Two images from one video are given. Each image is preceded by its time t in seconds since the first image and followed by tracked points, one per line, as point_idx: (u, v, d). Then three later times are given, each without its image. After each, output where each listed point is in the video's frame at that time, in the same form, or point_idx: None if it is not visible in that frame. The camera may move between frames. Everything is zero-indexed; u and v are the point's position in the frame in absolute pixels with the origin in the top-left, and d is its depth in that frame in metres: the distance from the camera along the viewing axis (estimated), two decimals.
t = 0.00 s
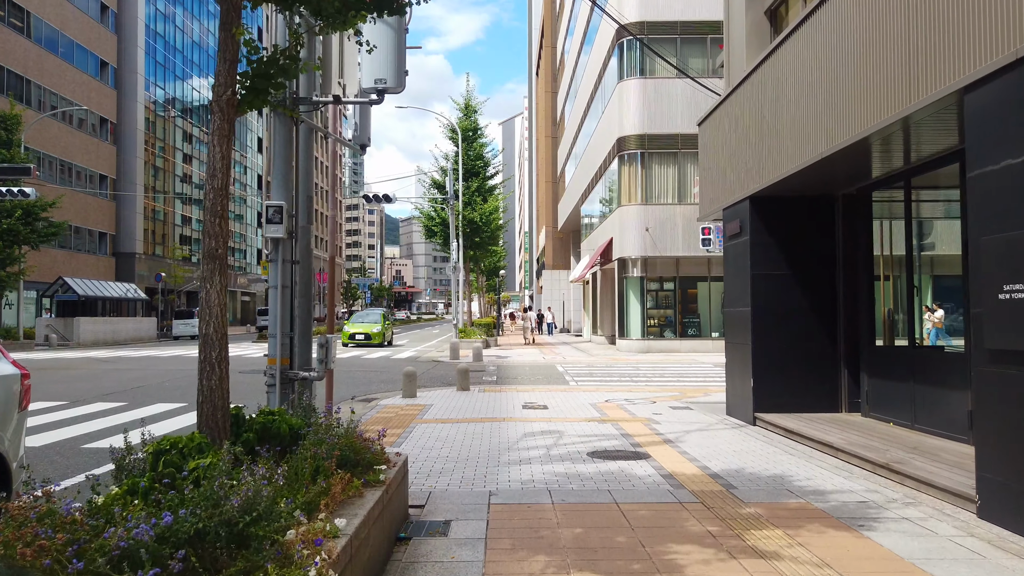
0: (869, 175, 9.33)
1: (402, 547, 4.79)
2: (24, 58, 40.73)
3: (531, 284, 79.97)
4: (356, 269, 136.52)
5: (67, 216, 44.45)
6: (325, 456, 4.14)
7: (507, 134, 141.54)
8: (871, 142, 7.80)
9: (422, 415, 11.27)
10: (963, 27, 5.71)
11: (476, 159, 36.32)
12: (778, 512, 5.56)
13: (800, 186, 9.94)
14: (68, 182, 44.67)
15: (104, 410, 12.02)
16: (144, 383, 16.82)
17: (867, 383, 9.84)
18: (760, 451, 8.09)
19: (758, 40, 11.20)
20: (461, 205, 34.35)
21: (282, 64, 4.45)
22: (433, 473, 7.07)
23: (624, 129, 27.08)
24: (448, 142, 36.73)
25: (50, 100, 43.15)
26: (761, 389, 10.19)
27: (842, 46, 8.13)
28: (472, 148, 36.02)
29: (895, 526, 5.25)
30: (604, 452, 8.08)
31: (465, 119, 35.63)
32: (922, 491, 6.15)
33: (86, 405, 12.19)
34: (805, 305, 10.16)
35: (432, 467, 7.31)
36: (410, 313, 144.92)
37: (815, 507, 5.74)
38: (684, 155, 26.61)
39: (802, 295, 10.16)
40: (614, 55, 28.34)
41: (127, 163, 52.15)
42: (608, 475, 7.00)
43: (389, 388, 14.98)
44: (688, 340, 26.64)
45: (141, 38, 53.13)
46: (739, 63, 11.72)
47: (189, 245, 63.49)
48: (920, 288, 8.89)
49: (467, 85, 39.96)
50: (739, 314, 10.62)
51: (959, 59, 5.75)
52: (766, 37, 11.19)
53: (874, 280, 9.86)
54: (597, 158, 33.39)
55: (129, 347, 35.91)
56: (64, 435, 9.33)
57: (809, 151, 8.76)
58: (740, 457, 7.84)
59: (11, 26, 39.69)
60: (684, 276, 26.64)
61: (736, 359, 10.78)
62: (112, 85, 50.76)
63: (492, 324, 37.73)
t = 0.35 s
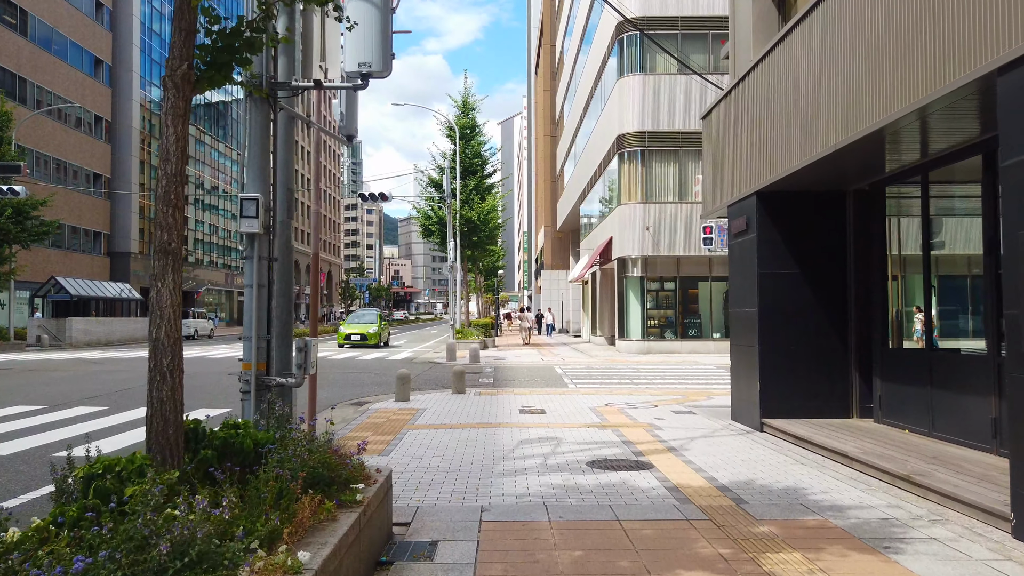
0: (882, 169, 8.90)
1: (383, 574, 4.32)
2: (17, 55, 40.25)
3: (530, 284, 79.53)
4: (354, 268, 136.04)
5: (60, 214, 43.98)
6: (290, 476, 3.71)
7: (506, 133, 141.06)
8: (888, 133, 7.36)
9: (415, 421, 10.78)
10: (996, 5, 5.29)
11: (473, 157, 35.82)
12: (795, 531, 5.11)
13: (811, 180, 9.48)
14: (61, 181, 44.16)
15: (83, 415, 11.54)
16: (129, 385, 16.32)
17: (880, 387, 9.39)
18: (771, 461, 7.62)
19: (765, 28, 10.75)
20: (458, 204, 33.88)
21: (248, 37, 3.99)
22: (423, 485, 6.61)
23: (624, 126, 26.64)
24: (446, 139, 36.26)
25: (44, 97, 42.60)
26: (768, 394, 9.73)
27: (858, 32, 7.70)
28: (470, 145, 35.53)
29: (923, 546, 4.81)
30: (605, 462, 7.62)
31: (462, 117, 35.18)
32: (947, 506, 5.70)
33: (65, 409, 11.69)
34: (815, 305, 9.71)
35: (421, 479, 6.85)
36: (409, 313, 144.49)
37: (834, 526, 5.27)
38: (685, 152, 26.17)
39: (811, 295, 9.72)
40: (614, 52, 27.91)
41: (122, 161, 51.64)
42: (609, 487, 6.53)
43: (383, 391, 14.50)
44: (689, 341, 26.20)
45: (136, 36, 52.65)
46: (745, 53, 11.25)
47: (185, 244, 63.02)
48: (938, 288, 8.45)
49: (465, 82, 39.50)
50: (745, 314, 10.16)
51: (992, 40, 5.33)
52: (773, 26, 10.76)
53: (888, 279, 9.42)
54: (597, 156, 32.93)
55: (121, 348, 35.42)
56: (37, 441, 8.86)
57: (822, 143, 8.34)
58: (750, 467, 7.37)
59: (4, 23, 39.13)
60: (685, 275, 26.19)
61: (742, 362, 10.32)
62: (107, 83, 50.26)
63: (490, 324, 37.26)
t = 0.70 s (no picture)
0: (893, 159, 8.44)
1: None
2: (7, 52, 39.68)
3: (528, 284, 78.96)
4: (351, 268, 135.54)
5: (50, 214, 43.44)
6: (227, 505, 3.23)
7: (503, 133, 140.65)
8: (900, 120, 6.90)
9: (402, 426, 10.27)
10: None
11: (469, 155, 35.31)
12: (807, 553, 4.64)
13: (816, 172, 9.01)
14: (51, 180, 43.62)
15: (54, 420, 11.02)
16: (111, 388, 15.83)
17: (889, 391, 8.93)
18: (776, 471, 7.14)
19: (768, 15, 10.26)
20: (453, 202, 33.37)
21: None
22: (402, 499, 6.12)
23: (622, 123, 26.16)
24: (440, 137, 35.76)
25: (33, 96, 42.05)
26: (772, 397, 9.25)
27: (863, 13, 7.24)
28: (465, 143, 35.04)
29: (950, 570, 4.35)
30: (599, 473, 7.12)
31: (457, 114, 34.70)
32: (972, 524, 5.23)
33: (38, 412, 11.22)
34: (821, 304, 9.24)
35: (400, 492, 6.37)
36: (406, 313, 143.97)
37: (851, 547, 4.78)
38: (684, 149, 25.69)
39: (817, 294, 9.26)
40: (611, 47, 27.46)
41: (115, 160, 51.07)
42: (603, 502, 6.02)
43: (372, 394, 14.01)
44: (687, 341, 25.70)
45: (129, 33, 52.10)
46: (748, 41, 10.76)
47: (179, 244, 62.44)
48: (953, 288, 7.98)
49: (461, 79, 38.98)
50: (747, 314, 9.69)
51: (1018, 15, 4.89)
52: (776, 12, 10.29)
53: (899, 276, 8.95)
54: (594, 153, 32.43)
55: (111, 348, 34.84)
56: None
57: (823, 135, 7.88)
58: (754, 478, 6.88)
59: None
60: (683, 275, 25.77)
61: (745, 364, 9.84)
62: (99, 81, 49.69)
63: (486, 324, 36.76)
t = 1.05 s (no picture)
0: (909, 149, 7.97)
1: None
2: None
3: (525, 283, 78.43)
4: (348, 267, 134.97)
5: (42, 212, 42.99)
6: (153, 542, 2.74)
7: (501, 132, 140.07)
8: (913, 107, 6.49)
9: (391, 431, 9.77)
10: None
11: (465, 152, 34.82)
12: None
13: (826, 163, 8.55)
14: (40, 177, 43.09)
15: (28, 424, 10.53)
16: (94, 389, 15.33)
17: (905, 394, 8.45)
18: (789, 482, 6.66)
19: None
20: (449, 199, 32.87)
21: None
22: (384, 514, 5.63)
23: (621, 118, 25.66)
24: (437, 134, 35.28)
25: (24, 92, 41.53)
26: (781, 400, 8.77)
27: None
28: (461, 140, 34.54)
29: None
30: (599, 483, 6.62)
31: (453, 110, 34.25)
32: (1007, 540, 4.78)
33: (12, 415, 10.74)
34: (832, 303, 8.78)
35: (382, 506, 5.87)
36: (403, 313, 143.41)
37: (880, 570, 4.31)
38: (683, 145, 25.22)
39: (828, 291, 8.79)
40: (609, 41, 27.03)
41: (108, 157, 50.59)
42: (603, 516, 5.52)
43: (363, 396, 13.53)
44: (688, 341, 25.22)
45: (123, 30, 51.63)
46: (757, 26, 10.25)
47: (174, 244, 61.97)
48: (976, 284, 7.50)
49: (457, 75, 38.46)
50: (754, 313, 9.22)
51: None
52: None
53: (916, 272, 8.47)
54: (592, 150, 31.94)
55: (103, 349, 34.34)
56: None
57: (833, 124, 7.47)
58: (767, 488, 6.40)
59: None
60: (683, 273, 25.29)
61: (751, 364, 9.37)
62: (92, 78, 49.20)
63: (483, 324, 36.29)
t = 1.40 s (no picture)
0: (929, 141, 7.51)
1: None
2: None
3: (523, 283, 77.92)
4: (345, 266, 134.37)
5: (33, 210, 42.45)
6: None
7: (499, 132, 139.52)
8: (936, 95, 6.02)
9: (379, 439, 9.25)
10: None
11: (462, 150, 34.34)
12: None
13: (839, 157, 8.08)
14: (32, 175, 42.55)
15: None
16: (75, 391, 14.81)
17: (922, 400, 7.98)
18: (803, 497, 6.20)
19: None
20: (445, 198, 32.39)
21: None
22: (365, 535, 5.14)
23: (619, 115, 25.20)
24: (432, 131, 34.80)
25: (15, 89, 40.98)
26: (790, 406, 8.29)
27: None
28: (458, 137, 34.06)
29: None
30: (599, 499, 6.13)
31: (449, 107, 33.79)
32: None
33: None
34: (845, 304, 8.31)
35: (364, 526, 5.37)
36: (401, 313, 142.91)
37: None
38: (683, 143, 24.78)
39: (841, 290, 8.32)
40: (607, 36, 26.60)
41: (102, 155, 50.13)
42: (604, 539, 5.02)
43: (353, 401, 13.04)
44: (688, 342, 24.76)
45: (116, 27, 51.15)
46: (762, 14, 9.79)
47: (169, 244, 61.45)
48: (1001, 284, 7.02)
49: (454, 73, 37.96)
50: (762, 315, 8.75)
51: None
52: None
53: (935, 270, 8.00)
54: (590, 148, 31.48)
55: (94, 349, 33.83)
56: None
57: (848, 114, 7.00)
58: (780, 505, 5.93)
59: None
60: (683, 273, 24.82)
61: (759, 368, 8.89)
62: (85, 75, 48.72)
63: (479, 324, 35.79)
